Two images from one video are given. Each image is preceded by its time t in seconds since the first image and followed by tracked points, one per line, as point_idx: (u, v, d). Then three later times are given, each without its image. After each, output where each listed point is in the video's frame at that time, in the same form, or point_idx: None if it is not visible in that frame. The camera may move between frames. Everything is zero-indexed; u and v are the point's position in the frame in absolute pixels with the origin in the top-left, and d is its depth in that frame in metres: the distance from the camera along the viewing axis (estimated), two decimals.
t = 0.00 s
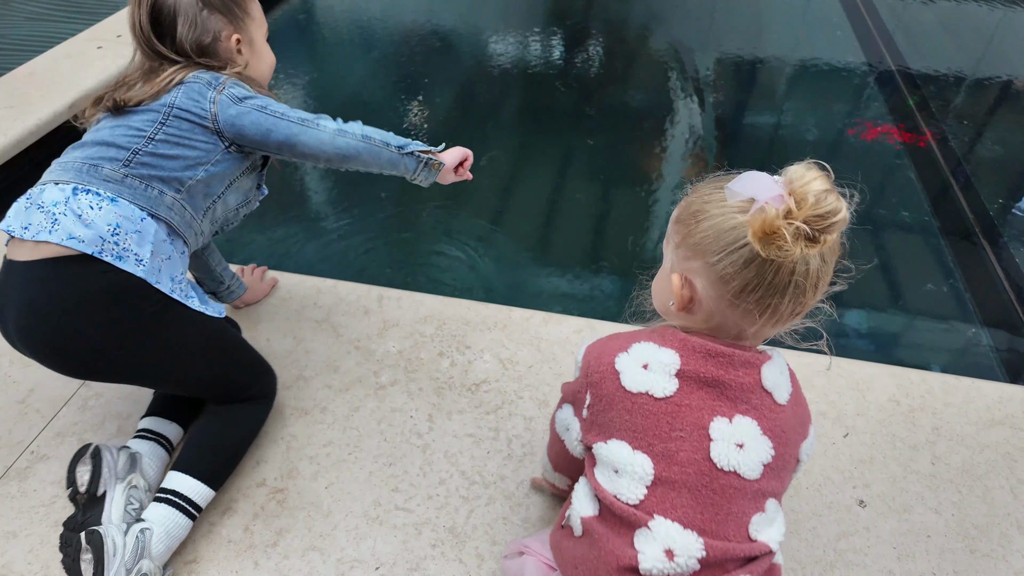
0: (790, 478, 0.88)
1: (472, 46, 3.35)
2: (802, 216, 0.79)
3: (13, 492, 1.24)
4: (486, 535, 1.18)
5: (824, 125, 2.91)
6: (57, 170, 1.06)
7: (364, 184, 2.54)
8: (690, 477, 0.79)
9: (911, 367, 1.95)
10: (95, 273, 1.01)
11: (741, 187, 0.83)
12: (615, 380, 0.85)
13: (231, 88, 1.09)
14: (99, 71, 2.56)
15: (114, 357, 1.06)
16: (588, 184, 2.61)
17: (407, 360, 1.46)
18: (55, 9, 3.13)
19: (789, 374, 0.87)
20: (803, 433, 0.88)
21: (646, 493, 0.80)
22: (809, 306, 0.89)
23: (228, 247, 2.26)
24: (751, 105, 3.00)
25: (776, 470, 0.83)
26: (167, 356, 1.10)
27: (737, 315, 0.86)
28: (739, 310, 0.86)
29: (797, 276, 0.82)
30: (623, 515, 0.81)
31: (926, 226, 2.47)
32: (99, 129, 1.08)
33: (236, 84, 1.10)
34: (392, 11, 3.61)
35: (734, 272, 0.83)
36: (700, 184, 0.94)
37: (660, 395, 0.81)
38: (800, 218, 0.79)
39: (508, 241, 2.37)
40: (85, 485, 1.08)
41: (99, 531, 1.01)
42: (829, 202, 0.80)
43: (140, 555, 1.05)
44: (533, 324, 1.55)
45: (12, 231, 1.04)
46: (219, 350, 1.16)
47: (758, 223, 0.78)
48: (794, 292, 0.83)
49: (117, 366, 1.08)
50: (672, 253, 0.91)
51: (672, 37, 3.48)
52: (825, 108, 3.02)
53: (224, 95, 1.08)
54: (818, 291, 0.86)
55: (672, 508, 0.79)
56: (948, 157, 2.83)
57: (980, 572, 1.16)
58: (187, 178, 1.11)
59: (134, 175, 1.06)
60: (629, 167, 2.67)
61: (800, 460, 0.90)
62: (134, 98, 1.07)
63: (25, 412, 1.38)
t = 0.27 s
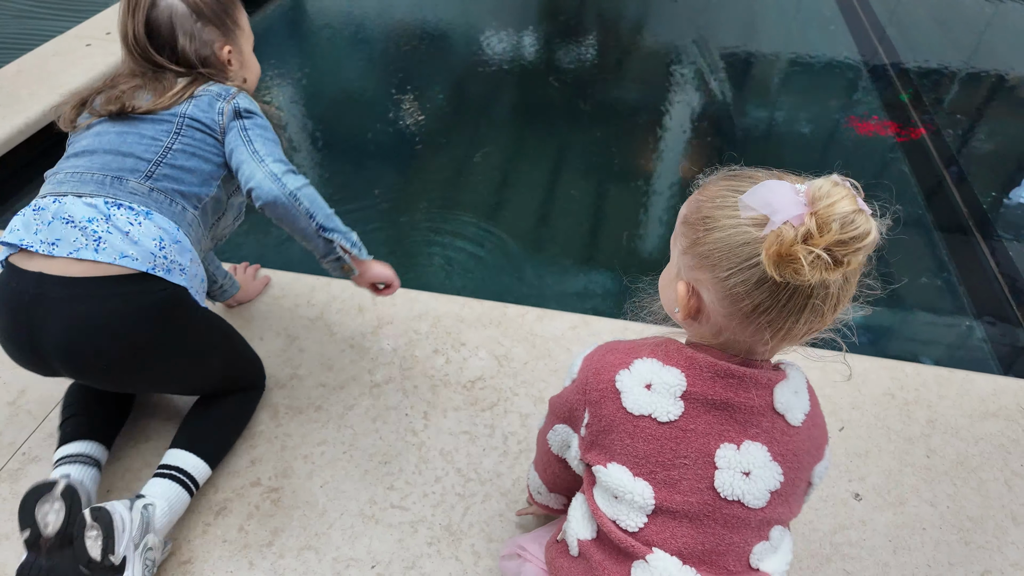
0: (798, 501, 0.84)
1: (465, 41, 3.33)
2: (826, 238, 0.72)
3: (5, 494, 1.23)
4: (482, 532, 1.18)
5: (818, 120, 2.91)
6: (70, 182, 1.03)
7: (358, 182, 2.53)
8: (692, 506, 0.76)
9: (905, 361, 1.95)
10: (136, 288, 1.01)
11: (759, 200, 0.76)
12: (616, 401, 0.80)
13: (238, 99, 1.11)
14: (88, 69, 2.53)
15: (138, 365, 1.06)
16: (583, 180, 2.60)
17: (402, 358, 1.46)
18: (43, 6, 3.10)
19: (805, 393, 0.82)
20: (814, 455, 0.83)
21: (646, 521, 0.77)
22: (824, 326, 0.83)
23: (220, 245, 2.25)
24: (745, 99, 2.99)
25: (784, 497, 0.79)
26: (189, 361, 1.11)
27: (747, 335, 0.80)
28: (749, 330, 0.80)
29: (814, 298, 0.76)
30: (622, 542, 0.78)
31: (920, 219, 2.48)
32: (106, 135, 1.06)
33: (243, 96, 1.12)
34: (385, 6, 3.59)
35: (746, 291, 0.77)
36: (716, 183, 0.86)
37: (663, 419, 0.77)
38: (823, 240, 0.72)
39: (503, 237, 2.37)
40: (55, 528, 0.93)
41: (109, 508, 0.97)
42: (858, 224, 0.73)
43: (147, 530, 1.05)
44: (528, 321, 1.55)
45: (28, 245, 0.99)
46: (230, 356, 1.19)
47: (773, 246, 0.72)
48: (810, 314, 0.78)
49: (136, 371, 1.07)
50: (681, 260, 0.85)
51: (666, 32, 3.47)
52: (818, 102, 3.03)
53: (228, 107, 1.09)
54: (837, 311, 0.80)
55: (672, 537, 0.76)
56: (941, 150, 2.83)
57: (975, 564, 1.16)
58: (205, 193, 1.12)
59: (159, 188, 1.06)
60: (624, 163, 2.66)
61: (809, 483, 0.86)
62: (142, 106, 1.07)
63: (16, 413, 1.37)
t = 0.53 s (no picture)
0: (797, 507, 0.84)
1: (459, 38, 3.32)
2: (805, 263, 0.70)
3: None
4: (477, 530, 1.18)
5: (812, 115, 2.91)
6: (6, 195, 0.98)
7: (352, 180, 2.52)
8: (689, 514, 0.76)
9: (901, 354, 1.95)
10: (137, 296, 0.99)
11: (743, 219, 0.75)
12: (612, 407, 0.80)
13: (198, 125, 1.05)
14: (79, 68, 2.51)
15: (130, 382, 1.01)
16: (578, 177, 2.60)
17: (396, 356, 1.45)
18: (32, 4, 3.07)
19: (802, 399, 0.81)
20: (813, 460, 0.83)
21: (642, 529, 0.77)
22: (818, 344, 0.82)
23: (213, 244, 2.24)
24: (739, 95, 2.99)
25: (780, 504, 0.79)
26: (179, 377, 1.08)
27: (734, 351, 0.80)
28: (736, 347, 0.80)
29: (796, 320, 0.75)
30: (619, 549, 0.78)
31: (914, 214, 2.48)
32: (46, 147, 1.02)
33: (205, 120, 1.06)
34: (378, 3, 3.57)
35: (731, 308, 0.77)
36: (713, 196, 0.85)
37: (659, 427, 0.77)
38: (802, 265, 0.70)
39: (498, 235, 2.36)
40: None
41: (82, 556, 0.94)
42: (839, 250, 0.71)
43: (129, 559, 1.03)
44: (523, 318, 1.55)
45: None
46: (215, 373, 1.17)
47: (752, 269, 0.71)
48: (795, 334, 0.77)
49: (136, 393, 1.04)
50: (675, 271, 0.85)
51: (660, 27, 3.46)
52: (812, 97, 3.03)
53: (187, 130, 1.04)
54: (829, 332, 0.79)
55: (668, 543, 0.76)
56: (934, 145, 2.84)
57: (968, 556, 1.17)
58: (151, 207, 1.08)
59: (100, 197, 1.01)
60: (618, 159, 2.66)
61: (809, 488, 0.86)
62: (87, 121, 1.02)
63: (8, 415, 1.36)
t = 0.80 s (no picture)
0: (792, 519, 0.84)
1: (452, 35, 3.31)
2: (809, 263, 0.70)
3: None
4: (476, 527, 1.18)
5: (806, 110, 2.91)
6: None
7: (347, 179, 2.51)
8: (685, 530, 0.76)
9: (897, 347, 1.95)
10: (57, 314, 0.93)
11: (747, 220, 0.75)
12: (609, 420, 0.80)
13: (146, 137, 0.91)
14: (70, 68, 2.50)
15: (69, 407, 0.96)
16: (573, 174, 2.59)
17: (393, 355, 1.45)
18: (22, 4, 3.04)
19: (803, 414, 0.80)
20: (811, 474, 0.83)
21: (638, 544, 0.77)
22: (823, 353, 0.81)
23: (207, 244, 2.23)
24: (733, 90, 2.99)
25: (777, 519, 0.79)
26: (128, 407, 1.01)
27: (737, 357, 0.79)
28: (739, 352, 0.79)
29: (800, 324, 0.74)
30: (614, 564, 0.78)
31: (909, 207, 2.49)
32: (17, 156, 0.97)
33: (162, 131, 0.92)
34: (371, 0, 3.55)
35: (733, 311, 0.76)
36: (719, 203, 0.85)
37: (656, 443, 0.76)
38: (806, 266, 0.70)
39: (494, 232, 2.36)
40: None
41: None
42: (845, 252, 0.71)
43: None
44: (519, 315, 1.55)
45: None
46: (175, 402, 1.09)
47: (755, 269, 0.71)
48: (799, 340, 0.76)
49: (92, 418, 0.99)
50: (679, 276, 0.85)
51: (655, 23, 3.46)
52: (807, 92, 3.03)
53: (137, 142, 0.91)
54: (834, 340, 0.78)
55: (663, 558, 0.77)
56: (929, 138, 2.85)
57: (965, 548, 1.17)
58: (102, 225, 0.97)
59: (40, 212, 0.93)
60: (614, 155, 2.66)
61: (805, 500, 0.86)
62: (55, 132, 0.94)
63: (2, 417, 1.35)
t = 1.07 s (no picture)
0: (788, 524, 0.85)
1: (446, 33, 3.30)
2: (793, 274, 0.70)
3: None
4: (474, 527, 1.17)
5: (801, 105, 2.91)
6: None
7: (341, 179, 2.50)
8: (680, 541, 0.77)
9: (894, 341, 1.95)
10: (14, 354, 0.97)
11: (735, 227, 0.74)
12: (601, 431, 0.79)
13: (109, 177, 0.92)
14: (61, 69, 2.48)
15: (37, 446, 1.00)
16: (569, 171, 2.59)
17: (390, 355, 1.44)
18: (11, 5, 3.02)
19: (798, 421, 0.80)
20: (807, 480, 0.83)
21: (633, 556, 0.78)
22: (808, 364, 0.80)
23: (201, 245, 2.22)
24: (728, 86, 2.99)
25: (772, 527, 0.79)
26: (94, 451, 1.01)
27: (722, 364, 0.79)
28: (723, 359, 0.79)
29: (783, 335, 0.74)
30: None
31: (904, 201, 2.49)
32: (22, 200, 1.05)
33: (124, 167, 0.92)
34: None
35: (718, 318, 0.76)
36: (716, 205, 0.84)
37: (648, 454, 0.77)
38: (790, 276, 0.70)
39: (490, 231, 2.35)
40: None
41: None
42: (829, 264, 0.70)
43: None
44: (516, 313, 1.54)
45: None
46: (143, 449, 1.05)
47: (739, 275, 0.71)
48: (782, 351, 0.76)
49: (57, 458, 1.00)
50: (670, 279, 0.85)
51: (649, 18, 3.45)
52: (801, 87, 3.03)
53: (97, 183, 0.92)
54: (820, 351, 0.77)
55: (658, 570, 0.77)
56: (923, 132, 2.85)
57: (963, 542, 1.18)
58: (63, 264, 1.00)
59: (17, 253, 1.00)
60: (610, 152, 2.65)
61: (801, 505, 0.86)
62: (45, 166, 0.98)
63: None
